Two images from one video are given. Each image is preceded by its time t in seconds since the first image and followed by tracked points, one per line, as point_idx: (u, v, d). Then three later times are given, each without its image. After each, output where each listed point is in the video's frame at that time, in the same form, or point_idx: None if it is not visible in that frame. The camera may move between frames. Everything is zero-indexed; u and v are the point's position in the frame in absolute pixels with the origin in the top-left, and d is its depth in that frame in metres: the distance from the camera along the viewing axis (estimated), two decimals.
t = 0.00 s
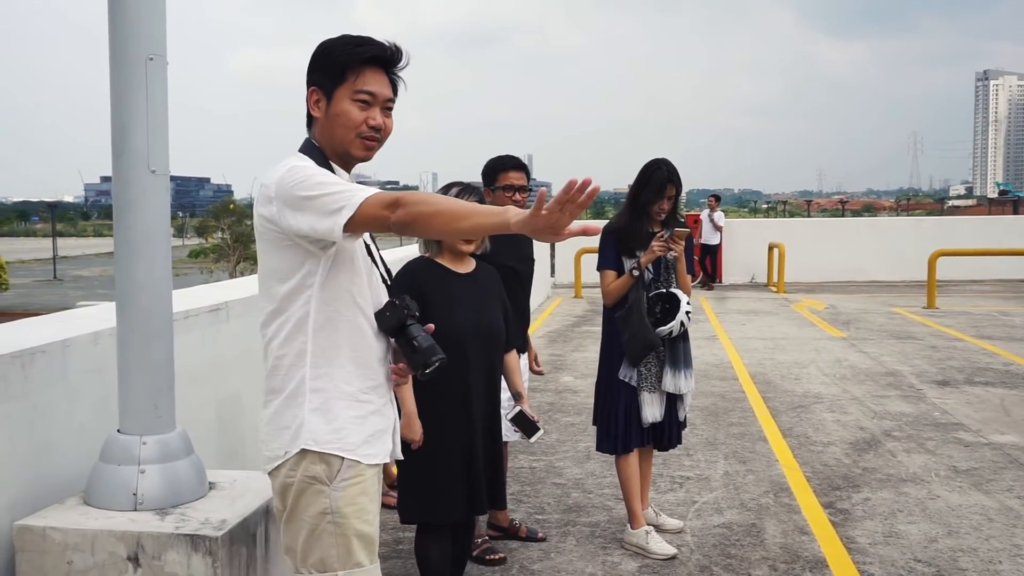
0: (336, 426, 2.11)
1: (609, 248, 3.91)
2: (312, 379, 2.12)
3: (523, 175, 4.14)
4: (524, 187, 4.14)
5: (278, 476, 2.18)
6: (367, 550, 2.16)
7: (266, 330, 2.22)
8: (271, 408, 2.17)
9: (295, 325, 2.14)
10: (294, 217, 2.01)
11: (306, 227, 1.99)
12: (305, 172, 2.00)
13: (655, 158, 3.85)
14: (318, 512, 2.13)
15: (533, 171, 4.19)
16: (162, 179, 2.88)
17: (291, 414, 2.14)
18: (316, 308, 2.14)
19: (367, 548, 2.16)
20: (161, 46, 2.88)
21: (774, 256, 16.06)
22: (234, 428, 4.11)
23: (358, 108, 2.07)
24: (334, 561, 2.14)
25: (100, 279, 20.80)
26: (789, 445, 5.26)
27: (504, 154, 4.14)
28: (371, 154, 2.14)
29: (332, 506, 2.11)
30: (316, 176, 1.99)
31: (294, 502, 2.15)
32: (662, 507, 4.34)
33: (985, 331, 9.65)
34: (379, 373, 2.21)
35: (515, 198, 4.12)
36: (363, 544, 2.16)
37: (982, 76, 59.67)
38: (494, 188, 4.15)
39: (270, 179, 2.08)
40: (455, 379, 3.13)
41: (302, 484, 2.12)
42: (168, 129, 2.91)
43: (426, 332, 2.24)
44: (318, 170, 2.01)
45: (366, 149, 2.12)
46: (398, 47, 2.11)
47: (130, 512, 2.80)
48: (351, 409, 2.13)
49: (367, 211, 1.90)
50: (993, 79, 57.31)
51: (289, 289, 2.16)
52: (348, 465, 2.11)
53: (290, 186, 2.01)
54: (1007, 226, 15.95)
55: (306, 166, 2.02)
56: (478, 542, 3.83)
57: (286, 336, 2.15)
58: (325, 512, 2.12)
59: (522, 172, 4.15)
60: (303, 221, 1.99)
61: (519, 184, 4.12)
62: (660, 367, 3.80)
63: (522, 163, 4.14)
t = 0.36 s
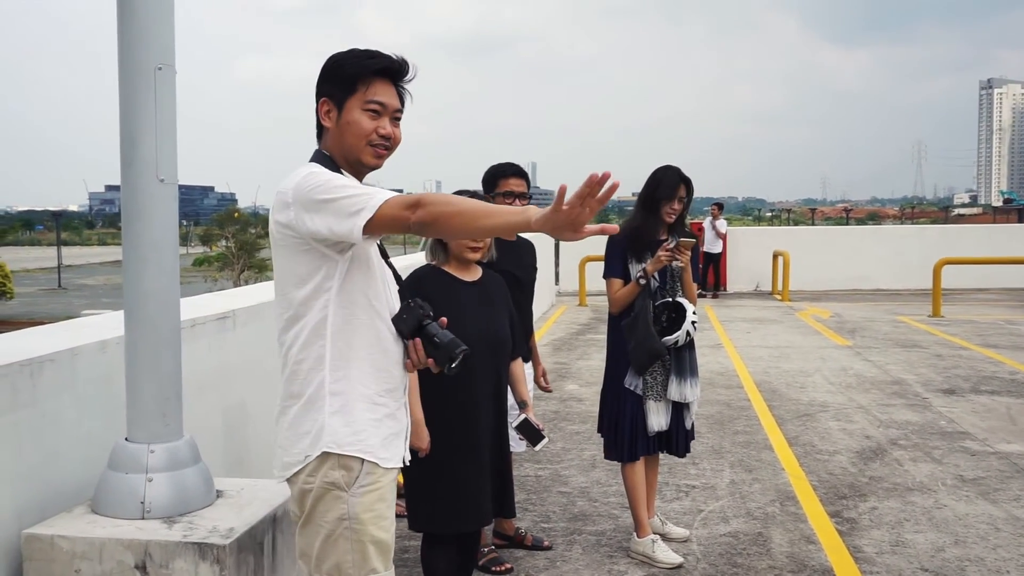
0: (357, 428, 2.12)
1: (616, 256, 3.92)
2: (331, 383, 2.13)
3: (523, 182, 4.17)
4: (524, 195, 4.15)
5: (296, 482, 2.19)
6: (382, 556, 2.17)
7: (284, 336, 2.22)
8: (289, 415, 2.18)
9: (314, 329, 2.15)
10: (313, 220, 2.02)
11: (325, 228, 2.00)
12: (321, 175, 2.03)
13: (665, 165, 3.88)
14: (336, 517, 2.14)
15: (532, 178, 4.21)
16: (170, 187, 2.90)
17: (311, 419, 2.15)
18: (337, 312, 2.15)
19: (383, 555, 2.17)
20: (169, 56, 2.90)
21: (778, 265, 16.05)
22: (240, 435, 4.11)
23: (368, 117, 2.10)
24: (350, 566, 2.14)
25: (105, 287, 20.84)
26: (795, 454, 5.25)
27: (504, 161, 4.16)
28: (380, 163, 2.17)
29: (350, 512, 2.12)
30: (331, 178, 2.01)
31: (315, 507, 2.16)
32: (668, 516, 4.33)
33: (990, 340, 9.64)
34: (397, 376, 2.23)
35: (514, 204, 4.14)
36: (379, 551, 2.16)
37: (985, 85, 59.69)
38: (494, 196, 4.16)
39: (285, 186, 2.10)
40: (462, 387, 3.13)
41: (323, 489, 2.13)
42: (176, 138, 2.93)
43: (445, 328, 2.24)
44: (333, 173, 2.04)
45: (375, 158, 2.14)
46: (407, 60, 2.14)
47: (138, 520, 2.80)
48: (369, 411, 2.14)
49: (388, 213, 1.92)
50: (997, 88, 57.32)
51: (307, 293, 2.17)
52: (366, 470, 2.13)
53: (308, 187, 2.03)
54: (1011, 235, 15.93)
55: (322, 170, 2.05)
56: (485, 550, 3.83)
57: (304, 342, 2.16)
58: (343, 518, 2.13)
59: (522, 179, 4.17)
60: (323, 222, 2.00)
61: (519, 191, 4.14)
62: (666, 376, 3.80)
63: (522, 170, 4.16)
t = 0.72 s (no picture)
0: (392, 439, 2.04)
1: (628, 256, 3.93)
2: (361, 397, 2.01)
3: (528, 182, 4.17)
4: (528, 196, 4.15)
5: (326, 496, 2.03)
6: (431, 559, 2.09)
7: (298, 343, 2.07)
8: (305, 427, 2.03)
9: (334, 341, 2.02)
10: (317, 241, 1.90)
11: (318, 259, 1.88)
12: (340, 198, 1.88)
13: (663, 164, 3.90)
14: (382, 524, 2.02)
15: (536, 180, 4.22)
16: (182, 188, 2.92)
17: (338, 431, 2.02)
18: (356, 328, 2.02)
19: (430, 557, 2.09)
20: (182, 57, 2.92)
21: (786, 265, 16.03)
22: (251, 435, 4.13)
23: (414, 122, 2.09)
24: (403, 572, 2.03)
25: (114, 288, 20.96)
26: (804, 455, 5.24)
27: (508, 163, 4.17)
28: (417, 169, 2.15)
29: (397, 515, 2.02)
30: (350, 203, 1.88)
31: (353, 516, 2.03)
32: (678, 516, 4.33)
33: (1001, 341, 9.60)
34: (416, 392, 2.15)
35: (519, 205, 4.13)
36: (427, 553, 2.08)
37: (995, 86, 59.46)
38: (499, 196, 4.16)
39: (314, 185, 1.96)
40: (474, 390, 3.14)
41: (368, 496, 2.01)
42: (188, 139, 2.94)
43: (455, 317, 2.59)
44: (353, 201, 1.88)
45: (414, 162, 2.12)
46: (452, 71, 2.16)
47: (150, 519, 2.82)
48: (395, 425, 2.05)
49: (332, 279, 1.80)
50: (1006, 88, 57.11)
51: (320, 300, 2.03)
52: (406, 474, 2.05)
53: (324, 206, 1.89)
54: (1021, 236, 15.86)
55: (345, 191, 1.89)
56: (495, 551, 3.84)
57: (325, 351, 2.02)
58: (391, 522, 2.02)
59: (526, 179, 4.17)
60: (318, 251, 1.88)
61: (524, 191, 4.14)
62: (678, 378, 3.81)
63: (527, 171, 4.17)
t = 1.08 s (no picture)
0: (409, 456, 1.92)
1: (634, 263, 3.94)
2: (388, 421, 1.87)
3: (534, 190, 4.19)
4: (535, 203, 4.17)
5: (338, 522, 1.87)
6: None
7: (313, 359, 1.87)
8: (317, 452, 1.86)
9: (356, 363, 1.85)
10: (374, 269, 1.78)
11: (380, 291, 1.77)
12: (403, 228, 1.78)
13: (672, 170, 3.90)
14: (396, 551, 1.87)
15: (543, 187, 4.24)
16: (196, 198, 2.94)
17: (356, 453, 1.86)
18: (387, 348, 1.86)
19: None
20: (195, 66, 2.95)
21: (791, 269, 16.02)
22: (261, 443, 4.15)
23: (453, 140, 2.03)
24: None
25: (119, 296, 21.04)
26: (812, 459, 5.25)
27: (515, 170, 4.20)
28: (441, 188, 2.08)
29: (413, 541, 1.89)
30: (414, 229, 1.79)
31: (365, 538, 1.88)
32: (686, 522, 4.34)
33: (1007, 344, 9.59)
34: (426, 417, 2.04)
35: (524, 213, 4.15)
36: None
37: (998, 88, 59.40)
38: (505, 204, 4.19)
39: (364, 198, 1.82)
40: (483, 396, 3.17)
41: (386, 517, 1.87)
42: (202, 148, 2.97)
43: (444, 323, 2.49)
44: (417, 232, 1.80)
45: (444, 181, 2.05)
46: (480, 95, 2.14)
47: (165, 527, 2.84)
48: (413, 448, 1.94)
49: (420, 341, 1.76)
50: (1010, 91, 57.05)
51: (340, 315, 1.85)
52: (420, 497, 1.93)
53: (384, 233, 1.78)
54: None
55: (407, 216, 1.79)
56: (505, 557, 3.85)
57: (351, 371, 1.85)
58: (406, 548, 1.88)
59: (533, 187, 4.20)
60: (380, 283, 1.77)
61: (530, 199, 4.16)
62: (686, 383, 3.82)
63: (534, 179, 4.19)
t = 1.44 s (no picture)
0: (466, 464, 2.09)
1: (660, 274, 3.98)
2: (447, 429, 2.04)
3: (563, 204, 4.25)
4: (562, 218, 4.23)
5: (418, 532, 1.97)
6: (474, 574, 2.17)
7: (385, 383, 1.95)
8: (399, 468, 1.95)
9: (424, 374, 1.99)
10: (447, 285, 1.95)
11: (455, 306, 1.95)
12: (465, 242, 1.98)
13: (700, 183, 3.96)
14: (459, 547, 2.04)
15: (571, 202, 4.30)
16: (235, 219, 3.03)
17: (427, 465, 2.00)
18: (441, 356, 2.03)
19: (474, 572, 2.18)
20: (232, 91, 3.04)
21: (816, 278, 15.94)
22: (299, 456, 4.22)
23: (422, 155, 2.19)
24: None
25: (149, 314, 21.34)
26: (843, 468, 5.25)
27: (544, 184, 4.26)
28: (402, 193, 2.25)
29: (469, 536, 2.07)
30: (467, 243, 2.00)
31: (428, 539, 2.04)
32: (720, 531, 4.36)
33: None
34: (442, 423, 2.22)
35: (553, 225, 4.21)
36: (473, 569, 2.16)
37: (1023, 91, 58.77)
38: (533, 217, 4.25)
39: (421, 219, 1.95)
40: (515, 409, 3.22)
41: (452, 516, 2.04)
42: (240, 170, 3.06)
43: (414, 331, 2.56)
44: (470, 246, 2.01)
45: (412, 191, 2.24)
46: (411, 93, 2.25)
47: (210, 539, 2.92)
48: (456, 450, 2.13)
49: (484, 347, 1.96)
50: None
51: (409, 335, 1.95)
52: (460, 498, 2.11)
53: (453, 250, 1.95)
54: None
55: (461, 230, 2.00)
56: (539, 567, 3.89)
57: (423, 386, 1.98)
58: (467, 543, 2.06)
59: (562, 201, 4.26)
60: (456, 300, 1.95)
61: (559, 212, 4.22)
62: (715, 393, 3.84)
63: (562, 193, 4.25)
